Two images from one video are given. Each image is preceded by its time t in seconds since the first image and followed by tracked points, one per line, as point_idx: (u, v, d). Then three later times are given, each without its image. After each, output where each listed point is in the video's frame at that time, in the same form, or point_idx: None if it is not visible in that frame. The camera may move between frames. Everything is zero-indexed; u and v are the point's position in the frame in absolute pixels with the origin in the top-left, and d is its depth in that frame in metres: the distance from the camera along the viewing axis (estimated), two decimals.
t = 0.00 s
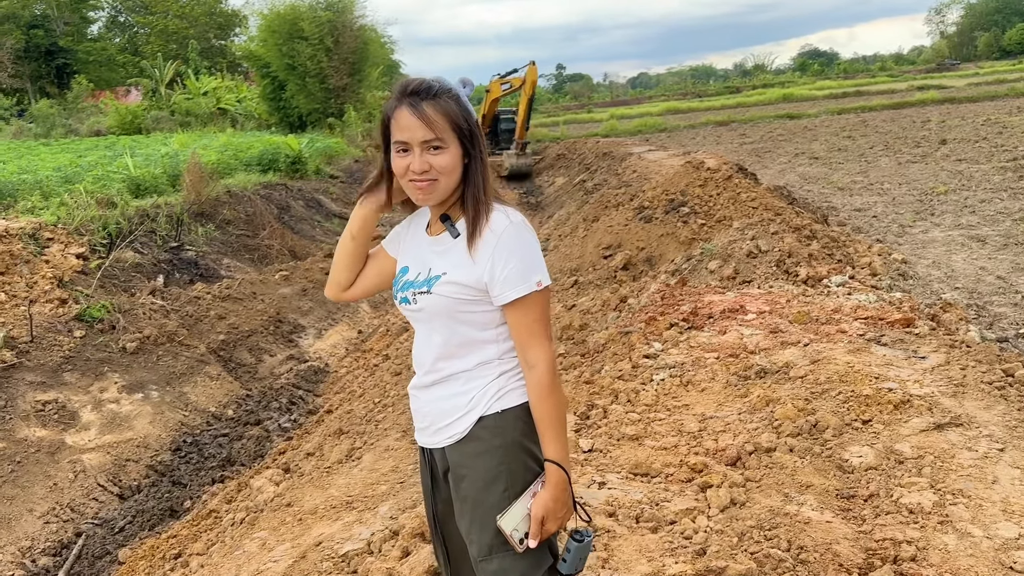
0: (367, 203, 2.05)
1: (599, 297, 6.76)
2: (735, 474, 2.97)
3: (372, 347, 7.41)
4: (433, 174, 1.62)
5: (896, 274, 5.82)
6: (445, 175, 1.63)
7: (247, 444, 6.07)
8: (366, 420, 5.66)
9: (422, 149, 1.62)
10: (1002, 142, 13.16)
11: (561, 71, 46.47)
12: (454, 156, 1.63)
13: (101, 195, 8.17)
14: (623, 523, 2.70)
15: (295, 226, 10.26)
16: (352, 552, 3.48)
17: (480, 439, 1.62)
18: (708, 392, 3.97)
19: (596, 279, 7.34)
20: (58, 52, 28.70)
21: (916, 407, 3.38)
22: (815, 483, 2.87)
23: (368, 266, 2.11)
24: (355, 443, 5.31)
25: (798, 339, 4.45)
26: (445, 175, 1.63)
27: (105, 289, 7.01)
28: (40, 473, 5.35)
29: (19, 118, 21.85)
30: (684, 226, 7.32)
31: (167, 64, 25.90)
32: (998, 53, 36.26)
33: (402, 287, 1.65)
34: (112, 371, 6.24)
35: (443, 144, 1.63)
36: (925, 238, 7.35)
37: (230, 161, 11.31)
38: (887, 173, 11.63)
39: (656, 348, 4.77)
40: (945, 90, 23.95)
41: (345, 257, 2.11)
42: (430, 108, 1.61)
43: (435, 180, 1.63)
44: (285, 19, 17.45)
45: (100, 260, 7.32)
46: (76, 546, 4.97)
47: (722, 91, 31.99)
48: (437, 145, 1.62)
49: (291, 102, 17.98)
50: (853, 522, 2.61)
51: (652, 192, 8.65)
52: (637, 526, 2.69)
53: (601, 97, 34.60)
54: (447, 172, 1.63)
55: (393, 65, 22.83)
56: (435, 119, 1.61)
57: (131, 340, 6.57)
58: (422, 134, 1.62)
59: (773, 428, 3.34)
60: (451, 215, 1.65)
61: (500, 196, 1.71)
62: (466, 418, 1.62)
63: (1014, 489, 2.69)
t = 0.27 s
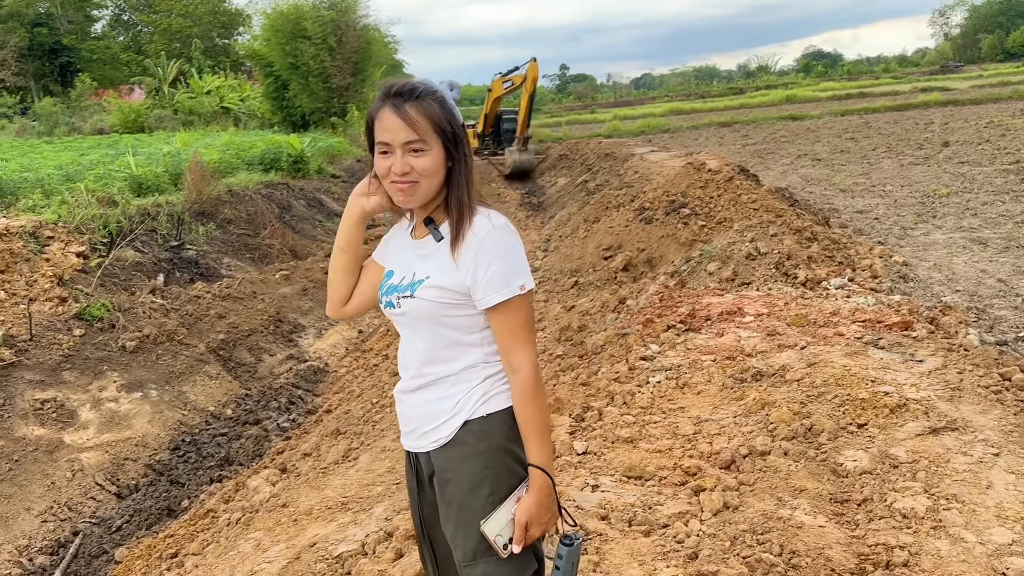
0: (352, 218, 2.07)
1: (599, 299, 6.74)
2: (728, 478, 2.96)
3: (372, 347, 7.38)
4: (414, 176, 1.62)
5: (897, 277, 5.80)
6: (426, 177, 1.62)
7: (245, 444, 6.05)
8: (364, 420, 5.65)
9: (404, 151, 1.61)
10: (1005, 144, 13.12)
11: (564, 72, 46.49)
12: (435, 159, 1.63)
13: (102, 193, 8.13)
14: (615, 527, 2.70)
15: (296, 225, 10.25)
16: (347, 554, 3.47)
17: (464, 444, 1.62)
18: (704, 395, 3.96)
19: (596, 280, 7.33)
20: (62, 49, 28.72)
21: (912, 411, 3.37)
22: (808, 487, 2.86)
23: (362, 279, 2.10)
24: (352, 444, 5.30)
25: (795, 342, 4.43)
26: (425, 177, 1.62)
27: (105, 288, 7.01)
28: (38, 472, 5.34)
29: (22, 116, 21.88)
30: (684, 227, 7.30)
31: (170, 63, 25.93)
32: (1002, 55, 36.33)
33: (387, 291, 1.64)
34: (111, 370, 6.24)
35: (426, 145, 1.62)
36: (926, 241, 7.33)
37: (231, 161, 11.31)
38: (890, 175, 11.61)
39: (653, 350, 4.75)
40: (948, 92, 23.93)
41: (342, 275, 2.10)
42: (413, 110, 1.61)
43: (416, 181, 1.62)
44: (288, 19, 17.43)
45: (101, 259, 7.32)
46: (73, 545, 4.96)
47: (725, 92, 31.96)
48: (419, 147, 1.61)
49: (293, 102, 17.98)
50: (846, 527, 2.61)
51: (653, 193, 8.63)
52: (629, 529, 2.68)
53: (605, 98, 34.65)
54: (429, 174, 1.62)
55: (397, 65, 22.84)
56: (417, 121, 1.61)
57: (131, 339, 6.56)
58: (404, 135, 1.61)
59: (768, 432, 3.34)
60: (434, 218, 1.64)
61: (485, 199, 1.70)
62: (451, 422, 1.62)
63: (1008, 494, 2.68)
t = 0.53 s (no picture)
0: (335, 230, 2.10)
1: (597, 301, 6.73)
2: (717, 483, 2.97)
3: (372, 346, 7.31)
4: (383, 181, 1.65)
5: (897, 281, 5.79)
6: (395, 182, 1.65)
7: (243, 444, 6.03)
8: (360, 421, 5.63)
9: (374, 155, 1.64)
10: (1008, 148, 13.08)
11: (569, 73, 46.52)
12: (406, 164, 1.65)
13: (105, 195, 8.00)
14: (602, 531, 2.70)
15: (298, 225, 10.23)
16: (337, 556, 3.45)
17: (438, 450, 1.63)
18: (696, 399, 3.96)
19: (596, 282, 7.31)
20: (68, 48, 28.74)
21: (904, 417, 3.35)
22: (797, 493, 2.86)
23: (345, 287, 2.10)
24: (347, 445, 5.28)
25: (789, 346, 4.42)
26: (396, 182, 1.65)
27: (105, 287, 7.00)
28: (35, 470, 5.36)
29: (28, 114, 21.94)
30: (684, 230, 7.27)
31: (176, 63, 25.96)
32: (1008, 58, 36.35)
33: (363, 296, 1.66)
34: (110, 369, 6.23)
35: (396, 149, 1.64)
36: (928, 244, 7.30)
37: (234, 161, 11.30)
38: (893, 178, 11.58)
39: (647, 354, 4.74)
40: (953, 95, 23.88)
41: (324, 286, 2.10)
42: (383, 115, 1.63)
43: (385, 187, 1.65)
44: (290, 17, 16.16)
45: (101, 258, 7.31)
46: (69, 544, 4.95)
47: (730, 94, 31.95)
48: (389, 152, 1.64)
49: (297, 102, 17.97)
50: (833, 534, 2.60)
51: (654, 195, 8.62)
52: (616, 534, 2.69)
53: (610, 99, 34.64)
54: (399, 179, 1.65)
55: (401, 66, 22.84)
56: (386, 126, 1.63)
57: (131, 338, 6.56)
58: (374, 141, 1.64)
59: (758, 437, 3.34)
60: (409, 223, 1.66)
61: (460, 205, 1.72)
62: (425, 428, 1.63)
63: (998, 501, 2.67)
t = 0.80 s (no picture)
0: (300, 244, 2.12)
1: (594, 303, 6.71)
2: (705, 487, 3.06)
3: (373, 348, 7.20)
4: (340, 181, 1.73)
5: (897, 285, 5.78)
6: (351, 183, 1.72)
7: (240, 444, 6.02)
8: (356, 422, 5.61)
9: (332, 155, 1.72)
10: (1013, 152, 13.06)
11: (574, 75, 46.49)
12: (362, 166, 1.71)
13: (106, 191, 7.95)
14: (589, 536, 2.80)
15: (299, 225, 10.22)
16: (326, 558, 3.35)
17: (407, 455, 1.71)
18: (687, 403, 3.95)
19: (596, 284, 7.30)
20: (74, 48, 28.73)
21: (896, 422, 3.35)
22: (785, 498, 2.92)
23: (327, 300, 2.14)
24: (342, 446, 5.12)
25: (783, 350, 4.41)
26: (351, 184, 1.72)
27: (105, 286, 6.96)
28: (32, 469, 5.33)
29: (33, 113, 21.94)
30: (684, 232, 7.24)
31: (181, 62, 25.96)
32: (1015, 61, 36.31)
33: (337, 301, 1.74)
34: (109, 368, 6.22)
35: (353, 151, 1.70)
36: (929, 248, 7.28)
37: (237, 160, 11.26)
38: (896, 181, 11.57)
39: (640, 357, 4.73)
40: (959, 98, 23.81)
41: (310, 302, 2.14)
42: (342, 117, 1.70)
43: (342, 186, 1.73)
44: (297, 20, 15.83)
45: (102, 257, 7.23)
46: (65, 542, 4.94)
47: (736, 96, 31.92)
48: (344, 153, 1.71)
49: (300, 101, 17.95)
50: (819, 540, 2.68)
51: (655, 197, 8.60)
52: (602, 538, 2.78)
53: (615, 101, 34.63)
54: (354, 181, 1.72)
55: (405, 67, 22.84)
56: (344, 128, 1.70)
57: (130, 338, 6.54)
58: (332, 142, 1.71)
59: (748, 441, 3.37)
60: (382, 225, 1.74)
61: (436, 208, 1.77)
62: (395, 432, 1.71)
63: (986, 509, 2.72)
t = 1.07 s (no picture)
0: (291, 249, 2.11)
1: (594, 305, 6.70)
2: (696, 490, 3.05)
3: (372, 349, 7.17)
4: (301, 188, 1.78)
5: (899, 288, 5.77)
6: (309, 191, 1.75)
7: (239, 443, 6.02)
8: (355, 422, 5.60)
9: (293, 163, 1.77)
10: (1018, 155, 13.01)
11: (579, 76, 46.48)
12: (316, 174, 1.73)
13: (109, 190, 7.96)
14: (578, 538, 2.81)
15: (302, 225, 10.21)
16: (320, 557, 3.33)
17: (385, 456, 1.75)
18: (683, 405, 3.94)
19: (596, 285, 7.28)
20: (80, 47, 28.81)
21: (890, 426, 3.34)
22: (777, 501, 2.92)
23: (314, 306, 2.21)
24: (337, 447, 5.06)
25: (780, 352, 4.39)
26: (310, 191, 1.76)
27: (107, 285, 6.96)
28: (31, 467, 5.34)
29: (39, 111, 21.99)
30: (685, 234, 7.23)
31: (186, 62, 26.00)
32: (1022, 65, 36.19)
33: (320, 300, 1.77)
34: (109, 367, 6.22)
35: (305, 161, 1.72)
36: (932, 251, 7.26)
37: (242, 159, 11.24)
38: (901, 184, 11.53)
39: (637, 359, 4.71)
40: (965, 101, 23.73)
41: (301, 309, 2.15)
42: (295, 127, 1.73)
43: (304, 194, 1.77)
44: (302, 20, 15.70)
45: (103, 256, 7.22)
46: (62, 541, 4.93)
47: (741, 98, 31.87)
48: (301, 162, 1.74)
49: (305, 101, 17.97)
50: (810, 543, 2.67)
51: (656, 199, 8.59)
52: (591, 541, 2.79)
53: (620, 103, 34.62)
54: (313, 188, 1.75)
55: (409, 68, 22.86)
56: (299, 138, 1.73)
57: (130, 336, 6.54)
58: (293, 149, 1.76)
59: (742, 444, 3.37)
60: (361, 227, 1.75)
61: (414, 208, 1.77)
62: (373, 433, 1.74)
63: (979, 514, 2.72)
